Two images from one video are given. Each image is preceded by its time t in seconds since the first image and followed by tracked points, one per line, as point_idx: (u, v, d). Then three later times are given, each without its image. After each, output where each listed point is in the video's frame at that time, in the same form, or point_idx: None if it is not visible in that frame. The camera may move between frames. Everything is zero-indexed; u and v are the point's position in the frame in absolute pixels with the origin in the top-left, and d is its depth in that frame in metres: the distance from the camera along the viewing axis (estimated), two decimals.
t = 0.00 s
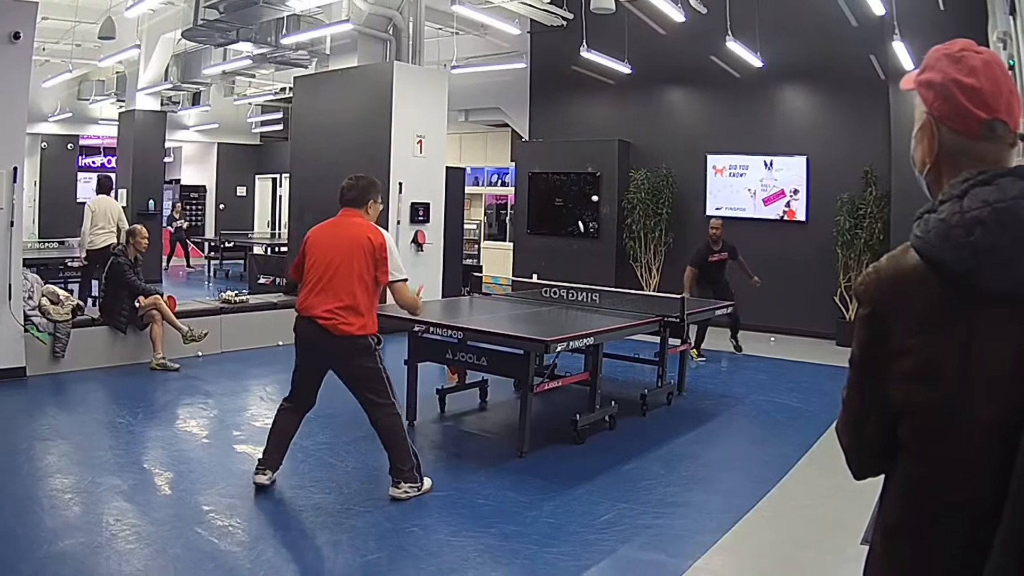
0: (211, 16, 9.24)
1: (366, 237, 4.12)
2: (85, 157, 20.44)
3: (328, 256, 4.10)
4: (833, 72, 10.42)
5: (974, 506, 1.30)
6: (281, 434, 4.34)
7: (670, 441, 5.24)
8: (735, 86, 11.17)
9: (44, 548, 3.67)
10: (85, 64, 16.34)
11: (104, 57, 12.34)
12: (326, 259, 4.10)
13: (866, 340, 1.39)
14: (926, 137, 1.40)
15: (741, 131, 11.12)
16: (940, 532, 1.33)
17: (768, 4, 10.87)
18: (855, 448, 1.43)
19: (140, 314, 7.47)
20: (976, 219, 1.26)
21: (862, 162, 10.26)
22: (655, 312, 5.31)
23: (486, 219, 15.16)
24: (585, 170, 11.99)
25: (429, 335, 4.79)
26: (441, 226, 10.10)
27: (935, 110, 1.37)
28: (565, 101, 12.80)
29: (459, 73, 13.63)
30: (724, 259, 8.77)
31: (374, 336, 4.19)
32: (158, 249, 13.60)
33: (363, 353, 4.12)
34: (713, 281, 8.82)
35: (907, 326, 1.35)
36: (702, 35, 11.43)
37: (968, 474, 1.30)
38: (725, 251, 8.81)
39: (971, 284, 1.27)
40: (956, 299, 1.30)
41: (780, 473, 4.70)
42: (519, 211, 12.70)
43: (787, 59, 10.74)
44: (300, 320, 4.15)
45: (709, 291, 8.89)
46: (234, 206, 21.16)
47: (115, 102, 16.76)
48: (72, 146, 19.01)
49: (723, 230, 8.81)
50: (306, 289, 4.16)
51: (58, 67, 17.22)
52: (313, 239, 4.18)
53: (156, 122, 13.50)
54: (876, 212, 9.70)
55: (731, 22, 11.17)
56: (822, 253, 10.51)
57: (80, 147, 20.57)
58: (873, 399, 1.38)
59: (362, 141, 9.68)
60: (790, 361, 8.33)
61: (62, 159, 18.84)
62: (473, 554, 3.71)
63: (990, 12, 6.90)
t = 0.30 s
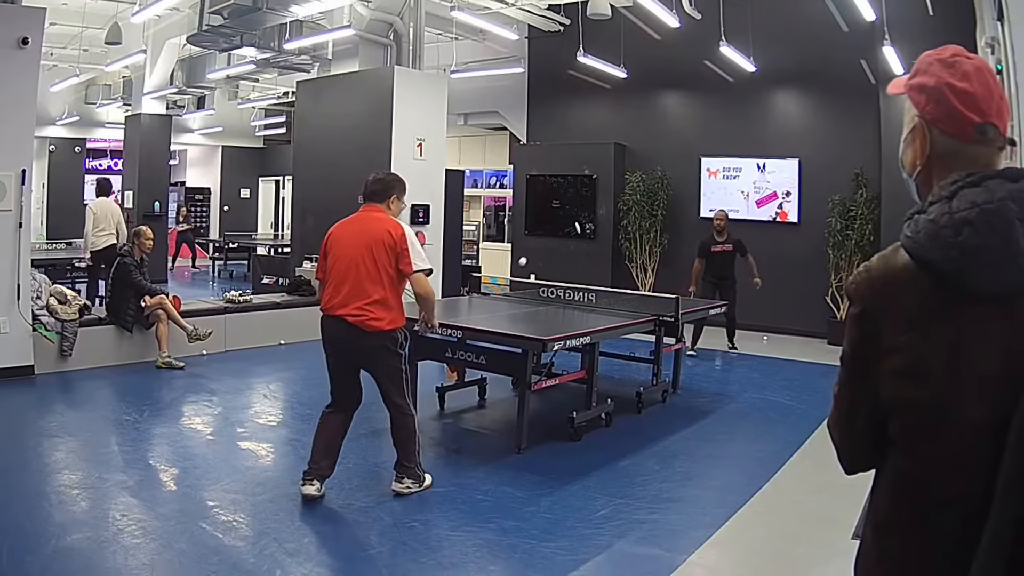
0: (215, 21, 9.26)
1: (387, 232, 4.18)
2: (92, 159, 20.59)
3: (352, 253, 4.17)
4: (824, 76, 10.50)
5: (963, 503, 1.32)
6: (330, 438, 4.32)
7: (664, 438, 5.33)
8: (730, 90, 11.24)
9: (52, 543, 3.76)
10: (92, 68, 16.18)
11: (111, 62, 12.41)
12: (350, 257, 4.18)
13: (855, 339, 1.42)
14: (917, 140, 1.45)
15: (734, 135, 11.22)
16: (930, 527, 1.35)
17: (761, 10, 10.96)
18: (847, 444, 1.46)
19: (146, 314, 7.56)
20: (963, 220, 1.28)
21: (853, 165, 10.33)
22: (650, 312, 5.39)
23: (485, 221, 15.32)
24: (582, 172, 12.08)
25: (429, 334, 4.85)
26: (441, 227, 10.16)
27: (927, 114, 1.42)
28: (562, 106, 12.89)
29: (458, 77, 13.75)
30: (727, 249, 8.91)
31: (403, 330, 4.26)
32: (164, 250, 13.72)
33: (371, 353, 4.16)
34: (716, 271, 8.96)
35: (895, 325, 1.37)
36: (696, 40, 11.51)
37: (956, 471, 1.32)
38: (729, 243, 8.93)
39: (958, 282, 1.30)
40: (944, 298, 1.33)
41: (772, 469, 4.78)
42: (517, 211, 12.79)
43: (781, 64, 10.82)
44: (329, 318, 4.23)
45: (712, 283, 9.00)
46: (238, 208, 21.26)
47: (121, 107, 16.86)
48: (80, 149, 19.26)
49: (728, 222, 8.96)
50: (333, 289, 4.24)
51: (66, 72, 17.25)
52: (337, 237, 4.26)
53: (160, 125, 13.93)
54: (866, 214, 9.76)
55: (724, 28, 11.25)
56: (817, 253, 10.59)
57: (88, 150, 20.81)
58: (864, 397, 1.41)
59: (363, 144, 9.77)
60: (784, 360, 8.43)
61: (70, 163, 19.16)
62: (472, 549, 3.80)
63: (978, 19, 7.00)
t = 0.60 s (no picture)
0: (225, 24, 9.30)
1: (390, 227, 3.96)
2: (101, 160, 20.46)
3: (356, 253, 3.96)
4: (828, 77, 10.54)
5: (966, 498, 1.36)
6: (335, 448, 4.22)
7: (670, 437, 5.36)
8: (735, 92, 11.28)
9: (63, 541, 3.79)
10: (103, 70, 16.34)
11: (121, 64, 12.40)
12: (352, 258, 3.97)
13: (859, 337, 1.44)
14: (919, 141, 1.48)
15: (740, 136, 11.25)
16: (934, 522, 1.39)
17: (766, 12, 10.98)
18: (851, 443, 1.49)
19: (155, 314, 7.59)
20: (966, 220, 1.31)
21: (856, 167, 10.37)
22: (656, 312, 5.42)
23: (492, 221, 15.30)
24: (589, 173, 12.11)
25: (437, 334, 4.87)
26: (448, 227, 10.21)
27: (930, 116, 1.44)
28: (568, 107, 12.91)
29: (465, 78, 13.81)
30: (726, 243, 8.97)
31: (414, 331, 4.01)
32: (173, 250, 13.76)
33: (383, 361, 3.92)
34: (717, 266, 9.02)
35: (898, 324, 1.40)
36: (701, 42, 11.54)
37: (959, 468, 1.36)
38: (728, 237, 9.00)
39: (961, 282, 1.33)
40: (947, 299, 1.35)
41: (776, 468, 4.82)
42: (524, 212, 12.83)
43: (786, 65, 10.85)
44: (338, 324, 4.02)
45: (713, 278, 9.06)
46: (247, 209, 21.28)
47: (132, 107, 16.85)
48: (90, 150, 19.35)
49: (729, 215, 8.95)
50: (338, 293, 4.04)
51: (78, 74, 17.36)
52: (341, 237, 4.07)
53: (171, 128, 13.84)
54: (870, 215, 9.81)
55: (730, 30, 11.28)
56: (823, 253, 10.62)
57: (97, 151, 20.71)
58: (867, 395, 1.44)
59: (372, 145, 9.80)
60: (787, 359, 8.46)
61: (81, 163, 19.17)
62: (480, 547, 3.83)
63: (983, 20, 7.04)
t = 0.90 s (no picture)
0: (237, 24, 9.31)
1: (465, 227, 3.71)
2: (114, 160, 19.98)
3: (433, 248, 3.62)
4: (838, 76, 10.55)
5: (978, 499, 1.35)
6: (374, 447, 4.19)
7: (682, 437, 5.36)
8: (747, 92, 11.28)
9: (75, 541, 3.79)
10: (114, 70, 16.36)
11: (133, 64, 12.41)
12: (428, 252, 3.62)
13: (870, 337, 1.43)
14: (930, 140, 1.47)
15: (751, 136, 11.25)
16: (946, 523, 1.37)
17: (779, 11, 10.99)
18: (863, 443, 1.48)
19: (167, 314, 7.60)
20: (977, 220, 1.29)
21: (868, 168, 10.36)
22: (668, 312, 5.41)
23: (504, 221, 15.32)
24: (600, 173, 12.12)
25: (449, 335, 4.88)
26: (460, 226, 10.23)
27: (941, 115, 1.43)
28: (581, 107, 12.92)
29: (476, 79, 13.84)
30: (725, 249, 9.06)
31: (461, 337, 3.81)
32: (186, 250, 13.79)
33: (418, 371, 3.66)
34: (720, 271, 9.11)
35: (909, 323, 1.38)
36: (714, 42, 11.55)
37: (970, 470, 1.34)
38: (728, 242, 9.06)
39: (972, 282, 1.31)
40: (958, 300, 1.34)
41: (789, 468, 4.82)
42: (536, 211, 12.84)
43: (797, 65, 10.86)
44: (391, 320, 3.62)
45: (716, 283, 9.15)
46: (259, 209, 21.28)
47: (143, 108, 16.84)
48: (103, 150, 19.43)
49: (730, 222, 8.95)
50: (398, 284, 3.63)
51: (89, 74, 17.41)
52: (398, 227, 3.65)
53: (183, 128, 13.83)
54: (882, 215, 9.82)
55: (742, 29, 11.28)
56: (834, 254, 10.62)
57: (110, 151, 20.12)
58: (877, 395, 1.43)
59: (384, 146, 9.84)
60: (798, 358, 8.47)
61: (92, 163, 19.22)
62: (493, 548, 3.82)
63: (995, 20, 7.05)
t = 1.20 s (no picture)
0: (249, 24, 9.31)
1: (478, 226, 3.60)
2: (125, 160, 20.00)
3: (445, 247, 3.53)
4: (850, 77, 10.55)
5: (989, 498, 1.35)
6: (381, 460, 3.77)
7: (693, 436, 5.36)
8: (758, 92, 11.29)
9: (87, 541, 3.79)
10: (126, 70, 16.36)
11: (145, 64, 12.41)
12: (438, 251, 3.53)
13: (882, 336, 1.43)
14: (940, 141, 1.47)
15: (763, 135, 11.26)
16: (956, 522, 1.38)
17: (790, 11, 10.99)
18: (875, 442, 1.48)
19: (179, 314, 7.62)
20: (988, 221, 1.29)
21: (880, 168, 10.35)
22: (679, 312, 5.41)
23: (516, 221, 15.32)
24: (612, 173, 12.12)
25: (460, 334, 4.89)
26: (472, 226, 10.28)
27: (949, 116, 1.43)
28: (593, 107, 12.93)
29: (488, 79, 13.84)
30: (723, 260, 9.08)
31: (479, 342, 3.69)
32: (198, 250, 13.80)
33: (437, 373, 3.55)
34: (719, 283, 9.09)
35: (920, 323, 1.39)
36: (725, 43, 11.55)
37: (980, 470, 1.35)
38: (727, 254, 9.11)
39: (982, 283, 1.31)
40: (969, 300, 1.34)
41: (801, 467, 4.82)
42: (548, 211, 12.84)
43: (809, 65, 10.86)
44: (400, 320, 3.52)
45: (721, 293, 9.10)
46: (271, 209, 21.25)
47: (155, 108, 16.83)
48: (114, 150, 19.45)
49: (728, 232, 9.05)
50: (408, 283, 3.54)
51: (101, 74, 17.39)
52: (413, 224, 3.58)
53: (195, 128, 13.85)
54: (894, 215, 9.82)
55: (754, 29, 11.28)
56: (846, 254, 10.62)
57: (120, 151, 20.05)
58: (889, 394, 1.43)
59: (397, 145, 9.89)
60: (809, 358, 8.48)
61: (104, 164, 19.23)
62: (505, 548, 3.82)
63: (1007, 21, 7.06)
